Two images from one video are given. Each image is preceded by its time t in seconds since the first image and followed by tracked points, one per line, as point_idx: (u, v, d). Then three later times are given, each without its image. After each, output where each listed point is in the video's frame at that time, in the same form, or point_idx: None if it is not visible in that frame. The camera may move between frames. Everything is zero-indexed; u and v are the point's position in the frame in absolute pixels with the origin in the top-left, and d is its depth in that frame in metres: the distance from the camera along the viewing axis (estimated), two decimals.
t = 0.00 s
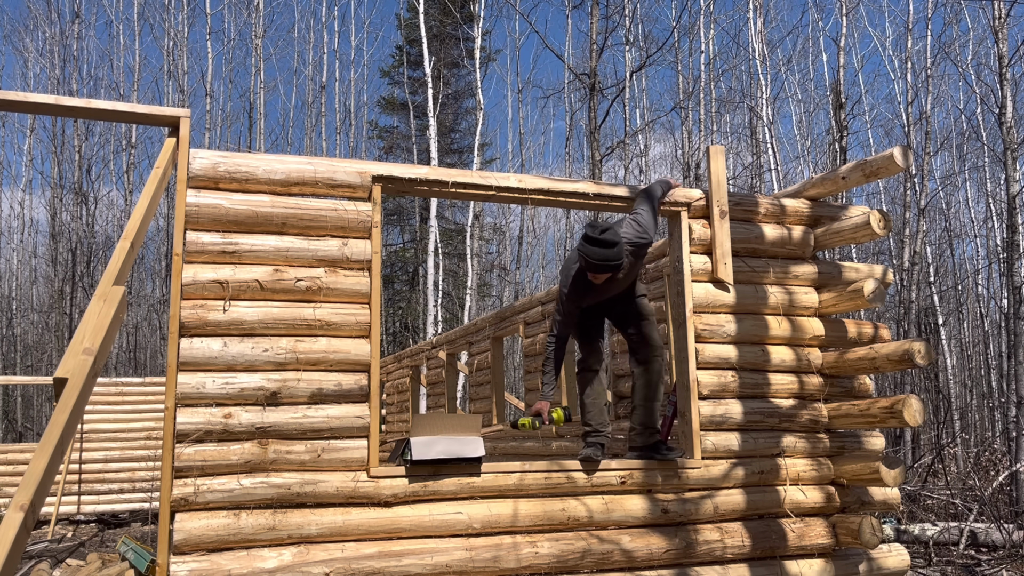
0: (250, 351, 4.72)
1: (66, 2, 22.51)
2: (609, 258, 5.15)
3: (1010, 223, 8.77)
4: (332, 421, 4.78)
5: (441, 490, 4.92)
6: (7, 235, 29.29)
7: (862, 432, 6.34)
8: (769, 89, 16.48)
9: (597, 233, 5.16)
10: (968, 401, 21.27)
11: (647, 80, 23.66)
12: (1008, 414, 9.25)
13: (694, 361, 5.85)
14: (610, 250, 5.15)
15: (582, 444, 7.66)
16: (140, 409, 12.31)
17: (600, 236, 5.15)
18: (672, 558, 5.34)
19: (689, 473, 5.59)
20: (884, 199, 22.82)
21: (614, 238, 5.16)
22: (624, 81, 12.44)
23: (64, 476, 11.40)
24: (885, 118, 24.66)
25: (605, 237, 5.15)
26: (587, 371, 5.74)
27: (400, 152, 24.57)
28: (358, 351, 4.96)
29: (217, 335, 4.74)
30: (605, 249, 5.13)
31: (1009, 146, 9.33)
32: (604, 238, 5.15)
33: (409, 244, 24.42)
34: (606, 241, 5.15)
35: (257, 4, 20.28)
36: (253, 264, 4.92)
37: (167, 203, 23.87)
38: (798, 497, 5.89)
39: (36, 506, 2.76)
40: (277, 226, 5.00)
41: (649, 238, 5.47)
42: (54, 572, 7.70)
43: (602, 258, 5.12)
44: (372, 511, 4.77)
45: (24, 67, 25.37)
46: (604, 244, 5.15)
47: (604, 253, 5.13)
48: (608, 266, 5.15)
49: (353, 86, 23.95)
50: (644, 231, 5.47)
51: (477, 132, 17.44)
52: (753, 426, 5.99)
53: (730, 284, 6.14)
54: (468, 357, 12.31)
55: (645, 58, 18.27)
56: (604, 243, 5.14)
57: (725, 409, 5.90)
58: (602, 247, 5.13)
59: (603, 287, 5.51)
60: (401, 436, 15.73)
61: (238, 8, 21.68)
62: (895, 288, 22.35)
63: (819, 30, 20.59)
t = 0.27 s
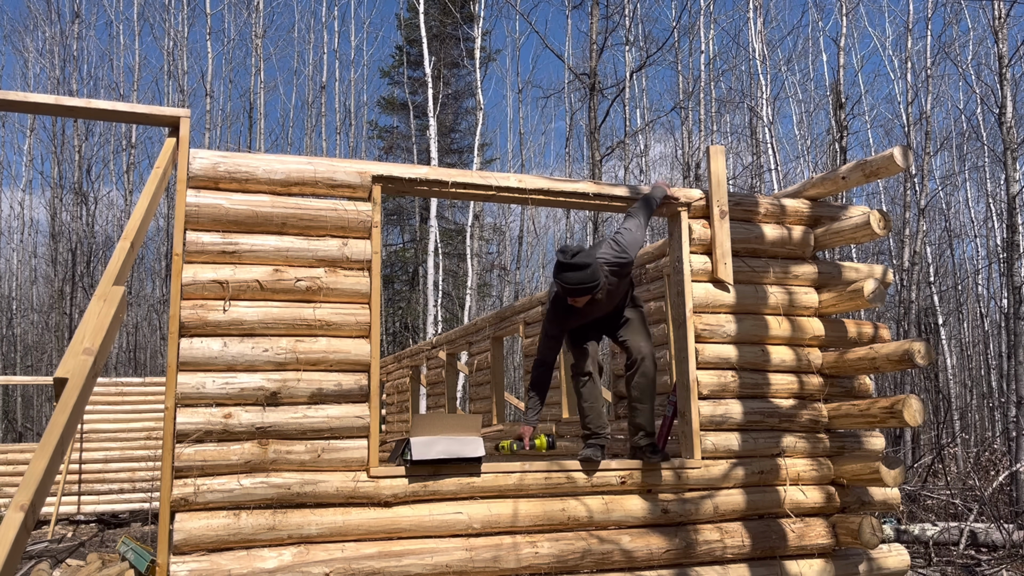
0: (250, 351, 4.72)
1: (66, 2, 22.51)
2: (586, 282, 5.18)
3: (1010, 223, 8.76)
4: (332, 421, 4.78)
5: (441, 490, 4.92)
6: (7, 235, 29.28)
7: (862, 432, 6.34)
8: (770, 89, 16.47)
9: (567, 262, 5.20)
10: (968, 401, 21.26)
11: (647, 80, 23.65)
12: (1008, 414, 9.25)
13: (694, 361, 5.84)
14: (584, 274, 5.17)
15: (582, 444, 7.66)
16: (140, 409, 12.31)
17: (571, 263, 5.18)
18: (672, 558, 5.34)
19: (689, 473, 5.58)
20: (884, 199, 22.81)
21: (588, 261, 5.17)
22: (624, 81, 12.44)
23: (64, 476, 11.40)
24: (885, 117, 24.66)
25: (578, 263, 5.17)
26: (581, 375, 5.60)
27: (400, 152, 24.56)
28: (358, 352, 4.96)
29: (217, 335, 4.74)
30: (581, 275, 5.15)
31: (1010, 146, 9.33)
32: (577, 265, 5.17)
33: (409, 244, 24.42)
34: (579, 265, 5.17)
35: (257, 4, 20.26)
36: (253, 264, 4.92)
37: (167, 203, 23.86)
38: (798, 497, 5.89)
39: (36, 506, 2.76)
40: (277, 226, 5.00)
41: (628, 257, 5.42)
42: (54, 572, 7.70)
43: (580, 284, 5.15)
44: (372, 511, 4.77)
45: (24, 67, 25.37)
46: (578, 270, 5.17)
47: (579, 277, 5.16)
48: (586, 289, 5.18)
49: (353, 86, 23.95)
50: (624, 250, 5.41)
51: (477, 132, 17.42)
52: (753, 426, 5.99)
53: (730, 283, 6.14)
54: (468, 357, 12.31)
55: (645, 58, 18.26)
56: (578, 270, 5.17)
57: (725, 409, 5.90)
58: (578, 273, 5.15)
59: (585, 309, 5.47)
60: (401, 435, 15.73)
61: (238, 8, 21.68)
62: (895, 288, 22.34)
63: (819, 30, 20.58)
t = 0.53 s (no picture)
0: (250, 351, 4.72)
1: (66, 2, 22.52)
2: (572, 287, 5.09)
3: (1010, 223, 8.76)
4: (332, 421, 4.78)
5: (441, 490, 4.92)
6: (7, 235, 29.29)
7: (862, 433, 6.34)
8: (769, 89, 16.46)
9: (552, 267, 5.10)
10: (968, 402, 21.27)
11: (647, 80, 23.64)
12: (1008, 414, 9.25)
13: (694, 361, 5.85)
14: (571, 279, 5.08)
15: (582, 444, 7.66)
16: (140, 409, 12.31)
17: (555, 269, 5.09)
18: (672, 558, 5.34)
19: (689, 473, 5.58)
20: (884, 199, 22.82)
21: (573, 264, 5.10)
22: (624, 81, 12.45)
23: (64, 476, 11.41)
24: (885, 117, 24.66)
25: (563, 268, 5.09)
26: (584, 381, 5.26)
27: (400, 152, 24.55)
28: (358, 351, 4.96)
29: (217, 335, 4.74)
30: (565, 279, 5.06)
31: (1009, 147, 9.34)
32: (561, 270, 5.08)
33: (409, 244, 24.42)
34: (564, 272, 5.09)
35: (257, 4, 20.27)
36: (253, 264, 4.92)
37: (166, 203, 23.86)
38: (798, 497, 5.89)
39: (36, 506, 2.76)
40: (277, 226, 5.00)
41: (616, 265, 5.45)
42: (54, 572, 7.70)
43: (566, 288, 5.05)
44: (372, 511, 4.77)
45: (24, 67, 25.38)
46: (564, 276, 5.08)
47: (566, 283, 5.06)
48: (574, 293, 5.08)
49: (353, 86, 23.95)
50: (611, 258, 5.44)
51: (477, 132, 17.41)
52: (753, 426, 5.99)
53: (729, 284, 6.14)
54: (468, 357, 12.32)
55: (645, 58, 18.26)
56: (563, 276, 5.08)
57: (725, 409, 5.90)
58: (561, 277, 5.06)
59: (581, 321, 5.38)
60: (401, 435, 15.73)
61: (238, 8, 21.69)
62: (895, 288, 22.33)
63: (819, 30, 20.59)
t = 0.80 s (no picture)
0: (250, 351, 4.72)
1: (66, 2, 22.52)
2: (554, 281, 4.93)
3: (1010, 223, 8.76)
4: (332, 421, 4.78)
5: (441, 490, 4.92)
6: (7, 235, 29.29)
7: (862, 433, 6.34)
8: (770, 88, 16.45)
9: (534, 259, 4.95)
10: (968, 401, 21.28)
11: (647, 80, 23.64)
12: (1008, 414, 9.25)
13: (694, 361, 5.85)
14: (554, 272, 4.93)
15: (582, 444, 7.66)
16: (140, 409, 12.31)
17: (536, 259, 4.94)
18: (672, 558, 5.34)
19: (689, 473, 5.59)
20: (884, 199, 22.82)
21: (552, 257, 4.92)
22: (624, 81, 12.45)
23: (64, 476, 11.41)
24: (885, 117, 24.66)
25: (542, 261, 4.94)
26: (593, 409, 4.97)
27: (400, 152, 24.55)
28: (358, 351, 4.96)
29: (217, 335, 4.74)
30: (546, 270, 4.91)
31: (1009, 147, 9.34)
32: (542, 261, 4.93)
33: (409, 244, 24.43)
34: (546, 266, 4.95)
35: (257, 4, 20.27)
36: (253, 264, 4.92)
37: (167, 203, 23.86)
38: (799, 497, 5.88)
39: (36, 506, 2.76)
40: (277, 226, 5.00)
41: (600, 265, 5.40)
42: (54, 572, 7.70)
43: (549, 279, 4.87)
44: (372, 511, 4.77)
45: (24, 67, 25.38)
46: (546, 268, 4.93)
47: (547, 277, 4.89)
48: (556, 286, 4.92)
49: (353, 86, 23.95)
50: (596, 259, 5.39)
51: (477, 132, 17.40)
52: (753, 426, 5.99)
53: (729, 283, 6.14)
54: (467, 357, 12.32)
55: (645, 58, 18.26)
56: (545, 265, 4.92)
57: (725, 409, 5.90)
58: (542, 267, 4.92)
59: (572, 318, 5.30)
60: (401, 436, 15.73)
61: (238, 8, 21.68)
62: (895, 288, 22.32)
63: (819, 30, 20.58)
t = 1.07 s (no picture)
0: (250, 351, 4.72)
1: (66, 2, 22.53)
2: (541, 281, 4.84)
3: (1010, 223, 8.76)
4: (332, 421, 4.78)
5: (441, 489, 4.92)
6: (7, 235, 29.28)
7: (862, 433, 6.34)
8: (769, 88, 16.45)
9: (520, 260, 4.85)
10: (968, 401, 21.29)
11: (647, 80, 23.64)
12: (1008, 414, 9.25)
13: (694, 361, 5.85)
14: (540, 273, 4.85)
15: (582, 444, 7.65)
16: (140, 409, 12.31)
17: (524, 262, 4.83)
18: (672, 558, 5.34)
19: (689, 473, 5.59)
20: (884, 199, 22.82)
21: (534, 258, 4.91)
22: (624, 81, 12.45)
23: (64, 476, 11.40)
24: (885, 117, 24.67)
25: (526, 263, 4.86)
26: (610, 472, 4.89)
27: (400, 152, 24.55)
28: (358, 352, 4.96)
29: (217, 335, 4.74)
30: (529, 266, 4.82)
31: (1009, 147, 9.34)
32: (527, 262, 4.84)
33: (409, 244, 24.43)
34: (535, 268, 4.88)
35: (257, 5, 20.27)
36: (253, 264, 4.91)
37: (166, 203, 23.86)
38: (799, 497, 5.88)
39: (36, 506, 2.76)
40: (277, 226, 5.00)
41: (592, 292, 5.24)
42: (55, 572, 7.70)
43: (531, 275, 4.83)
44: (372, 511, 4.77)
45: (24, 67, 25.39)
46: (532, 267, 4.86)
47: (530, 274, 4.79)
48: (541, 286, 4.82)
49: (353, 86, 23.94)
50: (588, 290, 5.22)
51: (477, 132, 17.40)
52: (753, 426, 6.00)
53: (730, 283, 6.14)
54: (467, 357, 12.32)
55: (645, 58, 18.27)
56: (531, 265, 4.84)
57: (725, 409, 5.91)
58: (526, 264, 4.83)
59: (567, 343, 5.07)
60: (401, 435, 15.73)
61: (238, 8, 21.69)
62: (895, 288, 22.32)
63: (819, 29, 20.57)
